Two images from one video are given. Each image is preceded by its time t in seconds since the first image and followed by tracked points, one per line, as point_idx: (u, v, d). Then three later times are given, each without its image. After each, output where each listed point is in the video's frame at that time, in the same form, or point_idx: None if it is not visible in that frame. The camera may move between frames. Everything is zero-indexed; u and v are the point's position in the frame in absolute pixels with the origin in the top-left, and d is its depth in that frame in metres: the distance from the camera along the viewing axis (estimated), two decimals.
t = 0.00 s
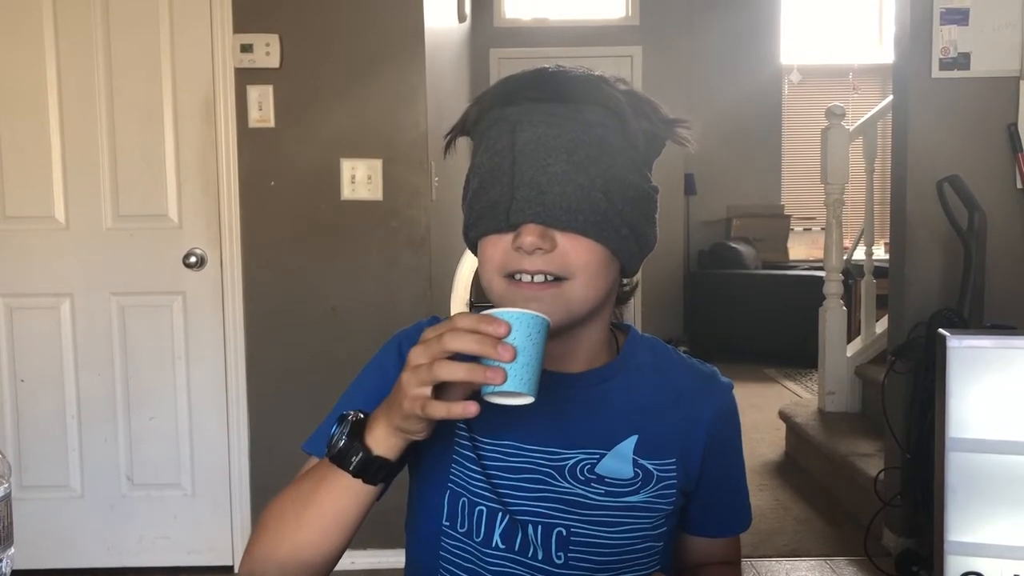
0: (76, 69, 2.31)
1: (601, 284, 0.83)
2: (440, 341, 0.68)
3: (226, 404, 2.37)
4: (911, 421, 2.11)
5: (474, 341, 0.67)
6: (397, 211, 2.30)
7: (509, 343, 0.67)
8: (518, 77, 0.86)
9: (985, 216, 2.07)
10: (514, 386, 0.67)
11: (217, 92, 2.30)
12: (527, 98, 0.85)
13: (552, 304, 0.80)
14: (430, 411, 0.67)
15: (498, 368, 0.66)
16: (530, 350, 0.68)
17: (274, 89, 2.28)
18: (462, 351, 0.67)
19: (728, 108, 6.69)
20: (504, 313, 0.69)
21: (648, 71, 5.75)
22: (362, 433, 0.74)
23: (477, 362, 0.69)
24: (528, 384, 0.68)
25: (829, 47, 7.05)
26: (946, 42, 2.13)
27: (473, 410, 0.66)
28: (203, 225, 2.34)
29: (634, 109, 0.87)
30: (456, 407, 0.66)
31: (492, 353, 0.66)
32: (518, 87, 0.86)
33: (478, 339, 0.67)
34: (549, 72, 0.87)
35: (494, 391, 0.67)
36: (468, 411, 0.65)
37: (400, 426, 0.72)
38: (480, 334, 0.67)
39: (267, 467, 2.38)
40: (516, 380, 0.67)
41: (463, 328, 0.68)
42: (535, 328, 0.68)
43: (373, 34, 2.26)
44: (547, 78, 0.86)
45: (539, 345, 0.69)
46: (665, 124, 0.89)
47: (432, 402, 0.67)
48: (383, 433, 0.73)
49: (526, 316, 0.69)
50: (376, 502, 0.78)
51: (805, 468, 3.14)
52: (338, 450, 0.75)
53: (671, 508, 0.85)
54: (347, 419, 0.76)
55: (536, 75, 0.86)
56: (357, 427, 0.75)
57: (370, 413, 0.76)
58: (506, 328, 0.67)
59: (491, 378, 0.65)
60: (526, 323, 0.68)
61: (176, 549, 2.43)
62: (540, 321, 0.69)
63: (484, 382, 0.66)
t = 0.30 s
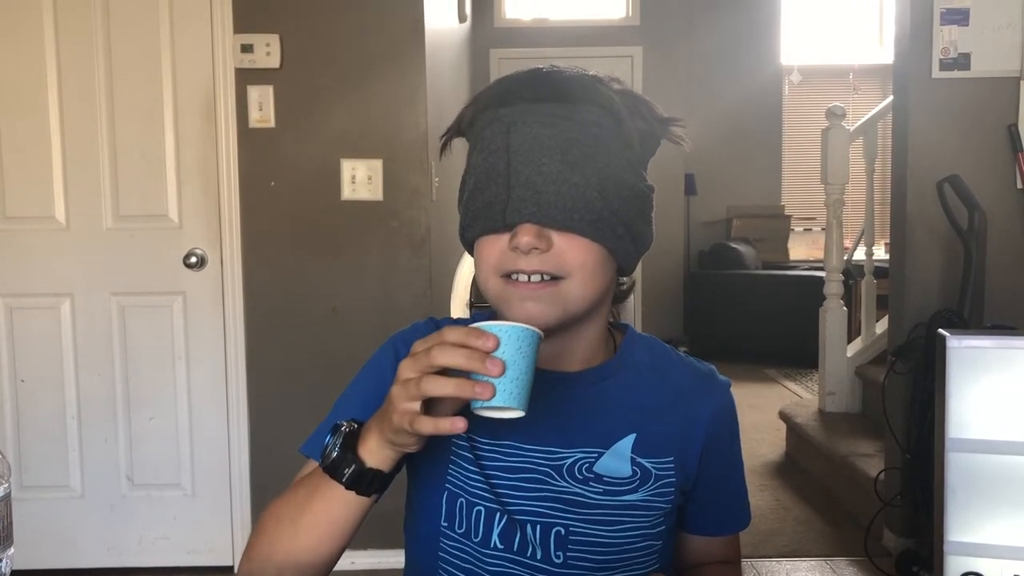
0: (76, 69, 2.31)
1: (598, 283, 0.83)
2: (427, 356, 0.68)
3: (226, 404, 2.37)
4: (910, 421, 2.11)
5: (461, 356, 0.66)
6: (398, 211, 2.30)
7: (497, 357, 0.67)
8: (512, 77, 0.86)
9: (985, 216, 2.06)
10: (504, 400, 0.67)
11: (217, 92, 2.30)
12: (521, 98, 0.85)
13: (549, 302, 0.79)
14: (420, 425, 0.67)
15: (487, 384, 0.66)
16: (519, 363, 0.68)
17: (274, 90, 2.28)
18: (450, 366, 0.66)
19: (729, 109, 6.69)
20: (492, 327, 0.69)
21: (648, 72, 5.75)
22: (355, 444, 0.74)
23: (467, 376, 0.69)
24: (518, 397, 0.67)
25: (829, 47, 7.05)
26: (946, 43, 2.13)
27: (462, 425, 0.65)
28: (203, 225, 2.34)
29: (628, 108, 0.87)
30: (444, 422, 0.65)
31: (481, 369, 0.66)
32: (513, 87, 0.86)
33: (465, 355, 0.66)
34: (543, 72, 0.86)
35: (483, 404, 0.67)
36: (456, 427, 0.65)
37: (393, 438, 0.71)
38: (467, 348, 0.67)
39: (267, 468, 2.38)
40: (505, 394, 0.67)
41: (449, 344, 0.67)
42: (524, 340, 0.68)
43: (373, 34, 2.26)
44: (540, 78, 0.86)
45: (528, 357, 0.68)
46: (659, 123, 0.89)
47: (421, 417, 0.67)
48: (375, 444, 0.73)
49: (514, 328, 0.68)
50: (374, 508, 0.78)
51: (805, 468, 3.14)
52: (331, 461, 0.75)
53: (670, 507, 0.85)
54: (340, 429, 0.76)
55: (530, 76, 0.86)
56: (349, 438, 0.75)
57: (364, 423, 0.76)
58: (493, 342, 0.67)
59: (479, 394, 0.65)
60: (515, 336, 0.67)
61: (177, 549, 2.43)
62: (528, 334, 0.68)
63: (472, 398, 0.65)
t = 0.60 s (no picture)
0: (77, 67, 2.31)
1: (599, 282, 0.83)
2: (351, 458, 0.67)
3: (226, 404, 2.37)
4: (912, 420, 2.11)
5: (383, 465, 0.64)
6: (398, 210, 2.30)
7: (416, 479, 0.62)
8: (515, 77, 0.86)
9: (986, 216, 2.06)
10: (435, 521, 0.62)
11: (218, 91, 2.30)
12: (523, 97, 0.85)
13: (551, 300, 0.81)
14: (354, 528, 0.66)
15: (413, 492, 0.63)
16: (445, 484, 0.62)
17: (274, 89, 2.28)
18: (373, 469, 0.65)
19: (729, 108, 6.69)
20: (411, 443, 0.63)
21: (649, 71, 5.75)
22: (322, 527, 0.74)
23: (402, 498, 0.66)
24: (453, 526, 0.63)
25: (830, 46, 7.04)
26: (946, 41, 2.13)
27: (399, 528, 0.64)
28: (203, 224, 2.34)
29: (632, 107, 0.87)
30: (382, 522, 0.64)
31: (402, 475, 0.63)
32: (514, 86, 0.85)
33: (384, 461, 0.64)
34: (546, 72, 0.86)
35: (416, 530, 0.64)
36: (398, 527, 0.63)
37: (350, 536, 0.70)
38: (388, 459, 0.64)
39: (267, 467, 2.38)
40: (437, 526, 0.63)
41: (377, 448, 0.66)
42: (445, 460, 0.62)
43: (374, 33, 2.26)
44: (543, 78, 0.86)
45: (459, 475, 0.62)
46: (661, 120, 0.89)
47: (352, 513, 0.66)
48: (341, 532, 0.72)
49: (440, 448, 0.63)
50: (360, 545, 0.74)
51: (806, 467, 3.13)
52: (302, 540, 0.75)
53: (670, 504, 0.86)
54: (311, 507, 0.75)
55: (532, 74, 0.86)
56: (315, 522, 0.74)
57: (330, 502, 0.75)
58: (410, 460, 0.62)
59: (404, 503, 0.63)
60: (435, 455, 0.62)
61: (177, 548, 2.43)
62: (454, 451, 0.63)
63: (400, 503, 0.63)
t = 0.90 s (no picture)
0: (77, 65, 2.31)
1: (607, 281, 0.83)
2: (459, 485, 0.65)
3: (227, 403, 2.38)
4: (913, 419, 2.11)
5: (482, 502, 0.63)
6: (399, 209, 2.30)
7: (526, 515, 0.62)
8: (523, 73, 0.86)
9: (987, 214, 2.06)
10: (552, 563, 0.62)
11: (218, 90, 2.30)
12: (532, 95, 0.84)
13: (558, 297, 0.80)
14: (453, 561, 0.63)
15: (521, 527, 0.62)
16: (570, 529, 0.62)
17: (275, 87, 2.28)
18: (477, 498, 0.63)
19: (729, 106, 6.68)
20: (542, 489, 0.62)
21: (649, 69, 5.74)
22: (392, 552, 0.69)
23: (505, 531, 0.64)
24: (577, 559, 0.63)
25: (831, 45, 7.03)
26: (947, 39, 2.13)
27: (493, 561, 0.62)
28: (204, 222, 2.34)
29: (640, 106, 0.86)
30: (466, 549, 0.62)
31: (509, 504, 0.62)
32: (523, 83, 0.85)
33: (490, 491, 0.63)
34: (555, 68, 0.85)
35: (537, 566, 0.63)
36: (483, 557, 0.62)
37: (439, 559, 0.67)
38: (494, 490, 0.63)
39: (268, 465, 2.38)
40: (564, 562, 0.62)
41: (483, 483, 0.64)
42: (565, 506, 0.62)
43: (374, 31, 2.26)
44: (551, 74, 0.85)
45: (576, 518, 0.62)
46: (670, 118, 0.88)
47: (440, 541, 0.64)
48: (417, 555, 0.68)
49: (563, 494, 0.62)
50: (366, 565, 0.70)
51: (806, 466, 3.13)
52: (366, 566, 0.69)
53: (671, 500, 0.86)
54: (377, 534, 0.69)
55: (541, 72, 0.85)
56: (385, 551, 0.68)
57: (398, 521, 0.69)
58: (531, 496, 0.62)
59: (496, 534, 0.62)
60: (565, 498, 0.62)
61: (178, 547, 2.43)
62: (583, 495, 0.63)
63: (491, 531, 0.62)
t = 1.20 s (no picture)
0: (77, 64, 2.31)
1: (581, 289, 0.78)
2: (446, 479, 0.70)
3: (227, 401, 2.38)
4: (913, 417, 2.11)
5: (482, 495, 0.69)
6: (399, 207, 2.30)
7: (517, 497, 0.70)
8: (464, 92, 0.82)
9: (987, 213, 2.06)
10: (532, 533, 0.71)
11: (219, 89, 2.30)
12: (475, 112, 0.80)
13: (527, 314, 0.76)
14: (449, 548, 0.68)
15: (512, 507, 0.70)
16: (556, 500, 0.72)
17: (275, 86, 2.28)
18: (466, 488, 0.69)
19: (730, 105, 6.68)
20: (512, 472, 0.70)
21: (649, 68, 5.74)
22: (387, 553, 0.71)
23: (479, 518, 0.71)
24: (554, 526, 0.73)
25: (831, 43, 7.03)
26: (948, 38, 2.13)
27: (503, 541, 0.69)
28: (204, 221, 2.34)
29: (592, 98, 0.78)
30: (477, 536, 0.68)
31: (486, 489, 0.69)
32: (464, 103, 0.81)
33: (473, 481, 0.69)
34: (493, 78, 0.80)
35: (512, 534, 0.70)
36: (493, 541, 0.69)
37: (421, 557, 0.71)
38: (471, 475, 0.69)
39: (269, 463, 2.38)
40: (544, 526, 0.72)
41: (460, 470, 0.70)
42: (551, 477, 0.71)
43: (375, 30, 2.26)
44: (488, 87, 0.80)
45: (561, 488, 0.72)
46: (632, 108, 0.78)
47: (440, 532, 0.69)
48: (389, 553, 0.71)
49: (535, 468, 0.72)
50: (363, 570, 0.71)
51: (806, 464, 3.14)
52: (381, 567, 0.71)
53: (673, 501, 0.85)
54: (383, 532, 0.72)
55: (481, 87, 0.80)
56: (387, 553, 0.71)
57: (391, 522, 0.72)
58: (509, 476, 0.70)
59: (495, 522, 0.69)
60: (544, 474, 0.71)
61: (178, 544, 2.43)
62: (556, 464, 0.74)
63: (494, 515, 0.69)
